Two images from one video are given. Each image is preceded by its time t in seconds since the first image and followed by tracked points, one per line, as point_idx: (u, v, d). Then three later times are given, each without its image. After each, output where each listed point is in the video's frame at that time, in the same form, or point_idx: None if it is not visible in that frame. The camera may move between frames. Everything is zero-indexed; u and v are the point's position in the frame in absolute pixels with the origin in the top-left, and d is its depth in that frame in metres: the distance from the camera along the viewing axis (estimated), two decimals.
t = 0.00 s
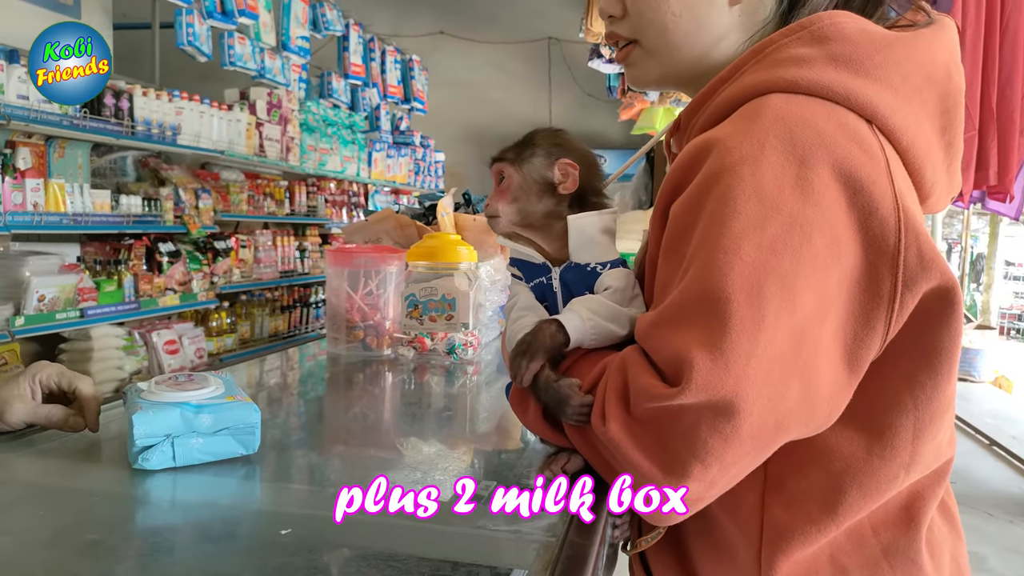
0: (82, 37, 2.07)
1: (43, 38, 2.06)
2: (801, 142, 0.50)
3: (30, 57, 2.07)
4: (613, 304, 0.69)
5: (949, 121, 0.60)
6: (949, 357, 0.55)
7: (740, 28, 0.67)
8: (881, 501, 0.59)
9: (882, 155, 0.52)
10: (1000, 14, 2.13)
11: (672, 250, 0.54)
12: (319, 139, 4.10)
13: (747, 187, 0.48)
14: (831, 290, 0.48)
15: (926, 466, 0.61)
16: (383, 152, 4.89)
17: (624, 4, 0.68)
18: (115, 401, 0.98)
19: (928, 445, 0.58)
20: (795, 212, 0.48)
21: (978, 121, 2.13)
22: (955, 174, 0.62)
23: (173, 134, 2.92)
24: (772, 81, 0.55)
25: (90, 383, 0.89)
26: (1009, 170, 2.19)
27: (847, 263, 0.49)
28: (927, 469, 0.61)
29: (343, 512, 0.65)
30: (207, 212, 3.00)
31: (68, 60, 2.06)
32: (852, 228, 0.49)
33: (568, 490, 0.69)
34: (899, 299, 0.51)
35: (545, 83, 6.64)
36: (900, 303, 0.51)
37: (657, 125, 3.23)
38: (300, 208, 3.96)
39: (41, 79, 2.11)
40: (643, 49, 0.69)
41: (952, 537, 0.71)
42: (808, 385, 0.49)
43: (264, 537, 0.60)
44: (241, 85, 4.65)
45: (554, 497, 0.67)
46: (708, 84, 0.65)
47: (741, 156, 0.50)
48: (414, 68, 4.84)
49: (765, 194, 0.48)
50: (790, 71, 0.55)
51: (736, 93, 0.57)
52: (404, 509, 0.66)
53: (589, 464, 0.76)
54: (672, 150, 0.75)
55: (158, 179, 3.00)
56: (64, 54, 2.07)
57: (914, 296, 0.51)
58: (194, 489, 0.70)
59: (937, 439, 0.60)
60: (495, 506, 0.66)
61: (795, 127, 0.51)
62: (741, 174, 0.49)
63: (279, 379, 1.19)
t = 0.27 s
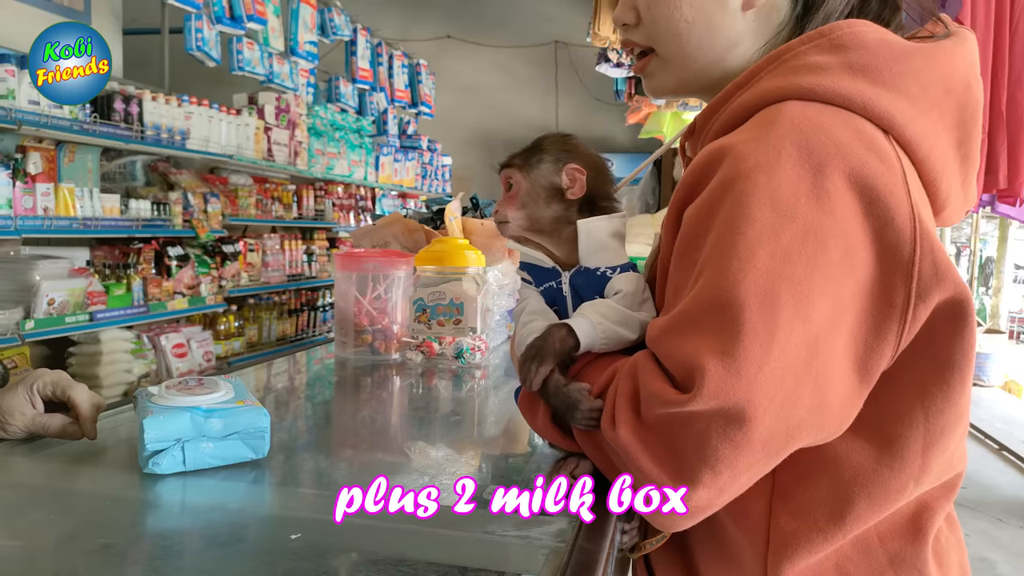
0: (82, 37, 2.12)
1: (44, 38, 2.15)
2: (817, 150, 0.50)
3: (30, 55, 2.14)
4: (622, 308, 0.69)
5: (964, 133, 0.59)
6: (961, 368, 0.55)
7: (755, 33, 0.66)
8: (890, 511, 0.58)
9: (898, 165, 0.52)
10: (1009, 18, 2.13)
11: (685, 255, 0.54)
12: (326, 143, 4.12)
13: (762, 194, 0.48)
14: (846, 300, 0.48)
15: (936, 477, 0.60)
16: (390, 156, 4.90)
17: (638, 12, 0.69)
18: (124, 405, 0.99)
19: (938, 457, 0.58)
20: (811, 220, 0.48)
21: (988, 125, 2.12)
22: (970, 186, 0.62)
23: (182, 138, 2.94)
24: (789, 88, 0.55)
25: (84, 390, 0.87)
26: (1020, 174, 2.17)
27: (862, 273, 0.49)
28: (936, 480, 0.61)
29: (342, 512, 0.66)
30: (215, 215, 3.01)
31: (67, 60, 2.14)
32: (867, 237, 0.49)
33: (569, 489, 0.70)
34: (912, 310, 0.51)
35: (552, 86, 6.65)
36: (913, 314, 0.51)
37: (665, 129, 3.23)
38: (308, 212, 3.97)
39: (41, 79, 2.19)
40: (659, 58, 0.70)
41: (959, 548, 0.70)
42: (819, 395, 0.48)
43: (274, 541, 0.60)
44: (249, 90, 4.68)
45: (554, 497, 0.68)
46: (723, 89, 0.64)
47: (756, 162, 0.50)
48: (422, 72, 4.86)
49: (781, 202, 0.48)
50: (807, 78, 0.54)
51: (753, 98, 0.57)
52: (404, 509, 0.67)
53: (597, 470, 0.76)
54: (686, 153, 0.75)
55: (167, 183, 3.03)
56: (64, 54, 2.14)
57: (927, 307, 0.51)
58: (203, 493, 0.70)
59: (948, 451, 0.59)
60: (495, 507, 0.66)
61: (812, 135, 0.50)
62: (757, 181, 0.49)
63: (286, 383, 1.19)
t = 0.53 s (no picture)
0: (82, 38, 2.22)
1: (44, 39, 2.19)
2: (842, 161, 0.50)
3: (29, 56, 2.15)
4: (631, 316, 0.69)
5: (981, 150, 0.60)
6: (975, 384, 0.55)
7: (772, 35, 0.66)
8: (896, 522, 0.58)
9: (919, 180, 0.52)
10: (1015, 24, 2.12)
11: (704, 262, 0.54)
12: (332, 146, 4.12)
13: (788, 203, 0.48)
14: (865, 313, 0.48)
15: (942, 490, 0.60)
16: (395, 159, 4.91)
17: (656, 12, 0.69)
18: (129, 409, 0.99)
19: (946, 470, 0.58)
20: (835, 232, 0.48)
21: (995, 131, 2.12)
22: (985, 202, 0.62)
23: (188, 142, 2.94)
24: (815, 97, 0.54)
25: (88, 393, 0.88)
26: None
27: (883, 286, 0.49)
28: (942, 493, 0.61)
29: (342, 512, 0.66)
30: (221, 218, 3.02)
31: (66, 61, 2.18)
32: (888, 252, 0.49)
33: (569, 490, 0.72)
34: (929, 324, 0.50)
35: (556, 90, 6.65)
36: (930, 329, 0.51)
37: (670, 133, 3.23)
38: (312, 215, 3.98)
39: (41, 79, 2.17)
40: (675, 57, 0.69)
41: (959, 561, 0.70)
42: (835, 408, 0.48)
43: (280, 547, 0.60)
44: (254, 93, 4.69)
45: (554, 497, 0.69)
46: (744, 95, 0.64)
47: (782, 171, 0.49)
48: (426, 76, 4.87)
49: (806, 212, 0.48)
50: (831, 88, 0.54)
51: (776, 106, 0.57)
52: (403, 509, 0.68)
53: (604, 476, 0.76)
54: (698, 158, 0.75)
55: (173, 186, 3.02)
56: (64, 54, 2.18)
57: (944, 322, 0.51)
58: (208, 498, 0.70)
59: (955, 465, 0.59)
60: (495, 506, 0.68)
61: (838, 146, 0.50)
62: (783, 190, 0.49)
63: (291, 386, 1.19)
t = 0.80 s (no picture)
0: (82, 38, 2.08)
1: (43, 37, 2.10)
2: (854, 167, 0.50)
3: (30, 55, 2.12)
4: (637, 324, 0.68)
5: (969, 157, 0.61)
6: (978, 383, 0.55)
7: (761, 45, 0.66)
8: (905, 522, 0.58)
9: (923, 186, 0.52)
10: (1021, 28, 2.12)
11: (715, 267, 0.54)
12: (336, 149, 4.12)
13: (804, 210, 0.48)
14: (879, 317, 0.48)
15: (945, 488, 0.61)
16: (399, 162, 4.91)
17: (649, 17, 0.69)
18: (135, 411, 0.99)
19: (949, 468, 0.58)
20: (849, 237, 0.48)
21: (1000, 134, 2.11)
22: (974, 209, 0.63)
23: (193, 144, 2.95)
24: (821, 103, 0.54)
25: (93, 395, 0.88)
26: None
27: (894, 289, 0.49)
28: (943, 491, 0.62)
29: (342, 512, 0.67)
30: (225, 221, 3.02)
31: (67, 59, 2.09)
32: (899, 255, 0.49)
33: (569, 489, 0.72)
34: (940, 326, 0.50)
35: (560, 92, 6.65)
36: (941, 331, 0.51)
37: (674, 137, 3.23)
38: (317, 218, 3.99)
39: (41, 79, 2.16)
40: (666, 62, 0.69)
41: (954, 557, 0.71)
42: (848, 411, 0.49)
43: (286, 550, 0.60)
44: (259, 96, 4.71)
45: (555, 497, 0.70)
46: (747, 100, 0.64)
47: (796, 177, 0.49)
48: (431, 79, 4.87)
49: (821, 218, 0.48)
50: (837, 95, 0.55)
51: (783, 111, 0.57)
52: (403, 509, 0.69)
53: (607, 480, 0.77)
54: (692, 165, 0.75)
55: (178, 189, 3.05)
56: (64, 54, 2.10)
57: (953, 323, 0.51)
58: (213, 501, 0.70)
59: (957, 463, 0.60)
60: (495, 506, 0.69)
61: (849, 152, 0.50)
62: (798, 197, 0.49)
63: (296, 389, 1.20)
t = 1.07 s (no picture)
0: (82, 37, 2.12)
1: (44, 38, 2.12)
2: (834, 169, 0.50)
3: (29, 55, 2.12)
4: (627, 326, 0.68)
5: (941, 157, 0.61)
6: (961, 377, 0.55)
7: (729, 59, 0.67)
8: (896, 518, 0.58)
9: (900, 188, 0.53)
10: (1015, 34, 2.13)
11: (701, 269, 0.54)
12: (334, 154, 4.13)
13: (786, 211, 0.48)
14: (864, 315, 0.49)
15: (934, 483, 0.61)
16: (398, 167, 4.91)
17: (622, 26, 0.68)
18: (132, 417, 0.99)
19: (937, 462, 0.58)
20: (832, 237, 0.48)
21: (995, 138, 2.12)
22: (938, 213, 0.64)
23: (192, 149, 2.96)
24: (800, 108, 0.55)
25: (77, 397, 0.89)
26: None
27: (878, 286, 0.49)
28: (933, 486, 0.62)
29: (342, 512, 0.69)
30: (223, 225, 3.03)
31: (67, 60, 2.12)
32: (883, 253, 0.49)
33: (568, 489, 0.73)
34: (924, 322, 0.51)
35: (557, 97, 6.67)
36: (924, 328, 0.51)
37: (671, 142, 3.24)
38: (315, 222, 3.99)
39: (41, 79, 2.14)
40: (641, 73, 0.69)
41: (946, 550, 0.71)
42: (836, 407, 0.49)
43: (284, 555, 0.60)
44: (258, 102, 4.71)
45: (554, 497, 0.71)
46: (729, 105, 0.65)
47: (779, 180, 0.50)
48: (429, 84, 4.88)
49: (805, 218, 0.48)
50: (814, 101, 0.55)
51: (764, 115, 0.57)
52: (403, 509, 0.70)
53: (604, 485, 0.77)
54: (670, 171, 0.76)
55: (176, 194, 3.05)
56: (63, 54, 2.12)
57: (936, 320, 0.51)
58: (210, 506, 0.70)
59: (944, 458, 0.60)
60: (495, 506, 0.70)
61: (829, 154, 0.51)
62: (781, 199, 0.49)
63: (294, 394, 1.19)
